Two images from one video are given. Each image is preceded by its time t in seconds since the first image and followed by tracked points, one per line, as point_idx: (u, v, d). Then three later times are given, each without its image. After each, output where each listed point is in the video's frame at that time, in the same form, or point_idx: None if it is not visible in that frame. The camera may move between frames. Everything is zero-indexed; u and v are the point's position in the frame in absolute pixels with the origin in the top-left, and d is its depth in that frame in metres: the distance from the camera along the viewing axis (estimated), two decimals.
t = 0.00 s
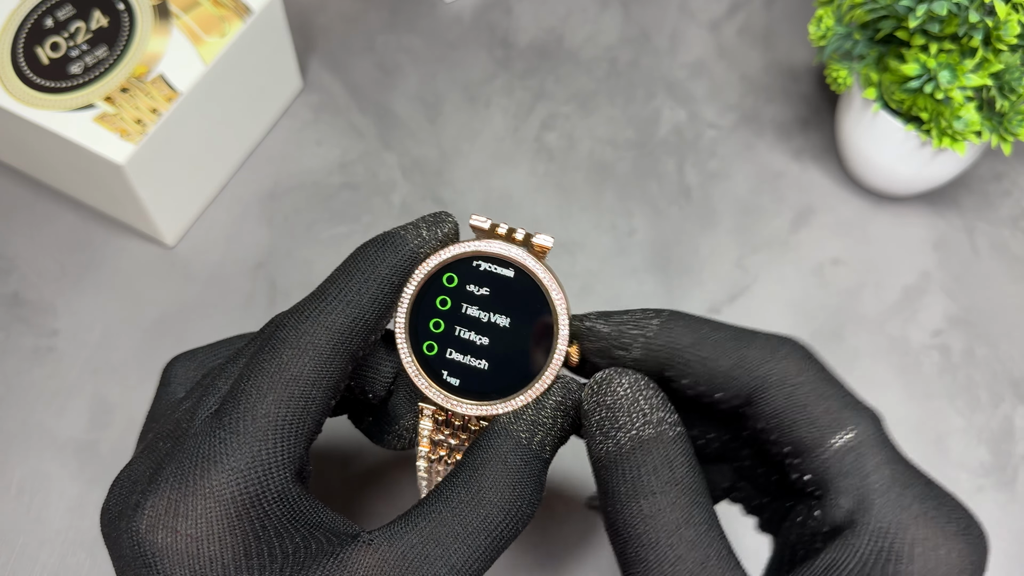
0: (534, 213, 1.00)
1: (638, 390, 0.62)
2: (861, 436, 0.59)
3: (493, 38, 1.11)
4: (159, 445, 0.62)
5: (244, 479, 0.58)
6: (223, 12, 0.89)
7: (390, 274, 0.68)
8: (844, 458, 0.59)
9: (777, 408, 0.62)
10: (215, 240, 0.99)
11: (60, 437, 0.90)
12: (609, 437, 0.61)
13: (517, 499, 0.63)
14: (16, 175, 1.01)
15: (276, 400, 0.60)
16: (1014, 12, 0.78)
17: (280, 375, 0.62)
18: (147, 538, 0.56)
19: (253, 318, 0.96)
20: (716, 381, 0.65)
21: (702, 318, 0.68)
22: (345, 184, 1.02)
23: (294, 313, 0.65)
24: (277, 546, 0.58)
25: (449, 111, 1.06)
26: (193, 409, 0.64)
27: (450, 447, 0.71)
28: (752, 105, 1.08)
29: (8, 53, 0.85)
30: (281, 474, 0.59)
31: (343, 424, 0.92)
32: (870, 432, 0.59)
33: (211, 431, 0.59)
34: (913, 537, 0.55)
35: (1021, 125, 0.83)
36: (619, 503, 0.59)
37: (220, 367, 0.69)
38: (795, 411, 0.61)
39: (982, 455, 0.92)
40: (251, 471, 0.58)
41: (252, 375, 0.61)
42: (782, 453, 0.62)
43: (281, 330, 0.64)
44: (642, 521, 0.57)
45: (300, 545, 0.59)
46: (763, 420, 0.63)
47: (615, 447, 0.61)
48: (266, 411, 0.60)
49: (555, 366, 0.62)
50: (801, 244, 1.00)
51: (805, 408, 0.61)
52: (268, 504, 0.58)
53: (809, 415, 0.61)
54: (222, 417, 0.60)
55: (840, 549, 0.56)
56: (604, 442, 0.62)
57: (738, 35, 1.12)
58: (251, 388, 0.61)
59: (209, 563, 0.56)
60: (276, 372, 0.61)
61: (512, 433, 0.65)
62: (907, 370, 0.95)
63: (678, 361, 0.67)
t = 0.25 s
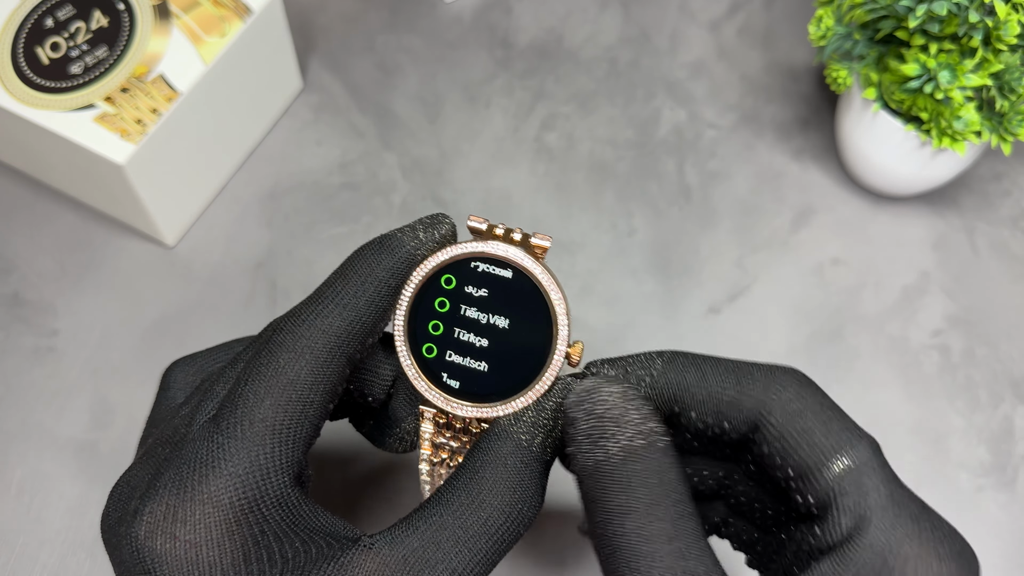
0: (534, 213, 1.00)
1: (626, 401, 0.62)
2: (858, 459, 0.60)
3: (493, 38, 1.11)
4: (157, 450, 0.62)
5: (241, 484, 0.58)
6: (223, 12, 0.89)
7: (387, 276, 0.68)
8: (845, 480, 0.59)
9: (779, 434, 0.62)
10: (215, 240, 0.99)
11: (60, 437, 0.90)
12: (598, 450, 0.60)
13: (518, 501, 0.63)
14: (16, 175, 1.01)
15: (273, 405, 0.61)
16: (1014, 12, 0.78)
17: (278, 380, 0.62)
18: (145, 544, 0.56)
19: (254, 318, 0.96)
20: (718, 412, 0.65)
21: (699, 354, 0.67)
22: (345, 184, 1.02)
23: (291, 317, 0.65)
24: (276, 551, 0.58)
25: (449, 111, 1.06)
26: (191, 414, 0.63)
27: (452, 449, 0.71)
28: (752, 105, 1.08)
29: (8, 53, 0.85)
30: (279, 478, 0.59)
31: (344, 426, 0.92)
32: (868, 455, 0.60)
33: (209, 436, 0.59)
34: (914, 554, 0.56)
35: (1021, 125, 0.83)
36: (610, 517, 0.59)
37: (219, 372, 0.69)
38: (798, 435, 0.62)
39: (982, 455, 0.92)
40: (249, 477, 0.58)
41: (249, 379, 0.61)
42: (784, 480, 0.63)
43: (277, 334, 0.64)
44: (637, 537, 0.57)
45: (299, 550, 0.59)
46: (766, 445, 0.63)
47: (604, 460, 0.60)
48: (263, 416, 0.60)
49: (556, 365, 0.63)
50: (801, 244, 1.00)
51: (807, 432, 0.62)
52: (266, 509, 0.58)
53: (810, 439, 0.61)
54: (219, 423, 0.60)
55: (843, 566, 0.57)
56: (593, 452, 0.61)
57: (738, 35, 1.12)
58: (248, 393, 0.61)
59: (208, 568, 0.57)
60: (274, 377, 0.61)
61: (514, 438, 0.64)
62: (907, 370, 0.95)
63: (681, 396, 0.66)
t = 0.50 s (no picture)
0: (534, 213, 1.00)
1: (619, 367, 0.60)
2: (841, 390, 0.62)
3: (493, 38, 1.11)
4: (161, 447, 0.62)
5: (245, 487, 0.58)
6: (223, 12, 0.89)
7: (396, 280, 0.66)
8: (831, 413, 0.61)
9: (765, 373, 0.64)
10: (216, 239, 0.99)
11: (60, 437, 0.90)
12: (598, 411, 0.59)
13: (519, 510, 0.63)
14: (17, 175, 1.01)
15: (278, 408, 0.60)
16: (1014, 12, 0.78)
17: (282, 383, 0.61)
18: (147, 542, 0.57)
19: (254, 317, 0.96)
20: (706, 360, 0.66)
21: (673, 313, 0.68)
22: (345, 184, 1.02)
23: (298, 318, 0.65)
24: (275, 554, 0.58)
25: (449, 111, 1.06)
26: (196, 411, 0.63)
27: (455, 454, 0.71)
28: (752, 106, 1.08)
29: (8, 53, 0.85)
30: (281, 481, 0.59)
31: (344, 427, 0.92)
32: (851, 384, 0.62)
33: (212, 436, 0.59)
34: (903, 476, 0.58)
35: (1021, 125, 0.83)
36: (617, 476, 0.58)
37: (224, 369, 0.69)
38: (785, 373, 0.63)
39: (982, 455, 0.92)
40: (251, 480, 0.58)
41: (254, 381, 0.61)
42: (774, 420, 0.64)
43: (283, 334, 0.64)
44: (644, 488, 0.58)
45: (299, 553, 0.59)
46: (752, 386, 0.65)
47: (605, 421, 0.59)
48: (267, 419, 0.60)
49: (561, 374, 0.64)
50: (801, 244, 1.00)
51: (790, 367, 0.63)
52: (268, 511, 0.58)
53: (795, 374, 0.63)
54: (223, 423, 0.60)
55: (837, 496, 0.57)
56: (591, 417, 0.59)
57: (738, 35, 1.12)
58: (253, 395, 0.60)
59: (208, 568, 0.57)
60: (278, 379, 0.61)
61: (515, 446, 0.64)
62: (907, 370, 0.95)
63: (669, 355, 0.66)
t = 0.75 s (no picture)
0: (534, 213, 1.00)
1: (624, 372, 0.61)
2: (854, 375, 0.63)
3: (493, 38, 1.11)
4: (162, 447, 0.62)
5: (246, 485, 0.58)
6: (223, 12, 0.89)
7: (397, 280, 0.67)
8: (849, 397, 0.62)
9: (784, 358, 0.65)
10: (216, 240, 0.99)
11: (60, 437, 0.90)
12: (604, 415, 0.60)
13: (520, 511, 0.62)
14: (17, 175, 1.01)
15: (279, 407, 0.60)
16: (1014, 12, 0.78)
17: (283, 382, 0.61)
18: (148, 542, 0.57)
19: (254, 317, 0.96)
20: (727, 344, 0.67)
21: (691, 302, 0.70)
22: (345, 184, 1.02)
23: (299, 317, 0.65)
24: (276, 553, 0.58)
25: (449, 111, 1.06)
26: (197, 412, 0.63)
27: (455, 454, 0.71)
28: (752, 106, 1.08)
29: (8, 53, 0.85)
30: (282, 480, 0.59)
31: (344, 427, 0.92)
32: (864, 366, 0.64)
33: (214, 435, 0.59)
34: (924, 453, 0.59)
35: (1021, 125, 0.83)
36: (638, 475, 0.58)
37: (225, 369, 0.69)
38: (802, 357, 0.65)
39: (982, 455, 0.92)
40: (252, 478, 0.58)
41: (256, 380, 0.61)
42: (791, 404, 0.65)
43: (285, 334, 0.64)
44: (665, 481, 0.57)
45: (299, 553, 0.59)
46: (771, 370, 0.66)
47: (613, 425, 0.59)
48: (268, 418, 0.60)
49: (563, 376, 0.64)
50: (801, 244, 1.01)
51: (807, 351, 0.65)
52: (269, 510, 0.58)
53: (811, 358, 0.64)
54: (224, 422, 0.60)
55: (864, 475, 0.58)
56: (604, 425, 0.59)
57: (738, 35, 1.12)
58: (254, 394, 0.61)
59: (209, 568, 0.57)
60: (280, 378, 0.61)
61: (516, 445, 0.64)
62: (907, 370, 0.95)
63: (689, 341, 0.68)
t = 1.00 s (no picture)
0: (534, 213, 1.00)
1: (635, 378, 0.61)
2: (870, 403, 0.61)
3: (493, 38, 1.11)
4: (159, 444, 0.62)
5: (242, 480, 0.58)
6: (223, 12, 0.89)
7: (392, 276, 0.67)
8: (860, 425, 0.61)
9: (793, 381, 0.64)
10: (216, 239, 0.99)
11: (60, 436, 0.90)
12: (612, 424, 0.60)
13: (518, 503, 0.63)
14: (17, 175, 1.01)
15: (274, 402, 0.61)
16: (1014, 12, 0.78)
17: (279, 377, 0.61)
18: (145, 537, 0.57)
19: (253, 317, 0.96)
20: (737, 366, 0.66)
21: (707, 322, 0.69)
22: (345, 184, 1.02)
23: (295, 314, 0.65)
24: (274, 547, 0.58)
25: (448, 111, 1.06)
26: (193, 408, 0.64)
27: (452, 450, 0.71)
28: (752, 105, 1.08)
29: (8, 53, 0.85)
30: (279, 475, 0.59)
31: (344, 425, 0.92)
32: (880, 397, 0.62)
33: (211, 430, 0.59)
34: (938, 494, 0.57)
35: (1021, 125, 0.83)
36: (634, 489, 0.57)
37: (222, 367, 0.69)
38: (813, 384, 0.63)
39: (982, 455, 0.92)
40: (249, 473, 0.58)
41: (252, 376, 0.61)
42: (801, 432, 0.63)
43: (281, 330, 0.64)
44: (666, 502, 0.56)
45: (297, 547, 0.59)
46: (782, 398, 0.65)
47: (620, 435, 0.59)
48: (265, 413, 0.60)
49: (558, 367, 0.63)
50: (801, 244, 1.00)
51: (821, 378, 0.63)
52: (265, 505, 0.58)
53: (823, 387, 0.63)
54: (220, 418, 0.60)
55: (869, 509, 0.56)
56: (609, 432, 0.59)
57: (738, 35, 1.12)
58: (250, 390, 0.61)
59: (206, 563, 0.57)
60: (275, 374, 0.61)
61: (512, 437, 0.64)
62: (907, 370, 0.95)
63: (696, 360, 0.67)
